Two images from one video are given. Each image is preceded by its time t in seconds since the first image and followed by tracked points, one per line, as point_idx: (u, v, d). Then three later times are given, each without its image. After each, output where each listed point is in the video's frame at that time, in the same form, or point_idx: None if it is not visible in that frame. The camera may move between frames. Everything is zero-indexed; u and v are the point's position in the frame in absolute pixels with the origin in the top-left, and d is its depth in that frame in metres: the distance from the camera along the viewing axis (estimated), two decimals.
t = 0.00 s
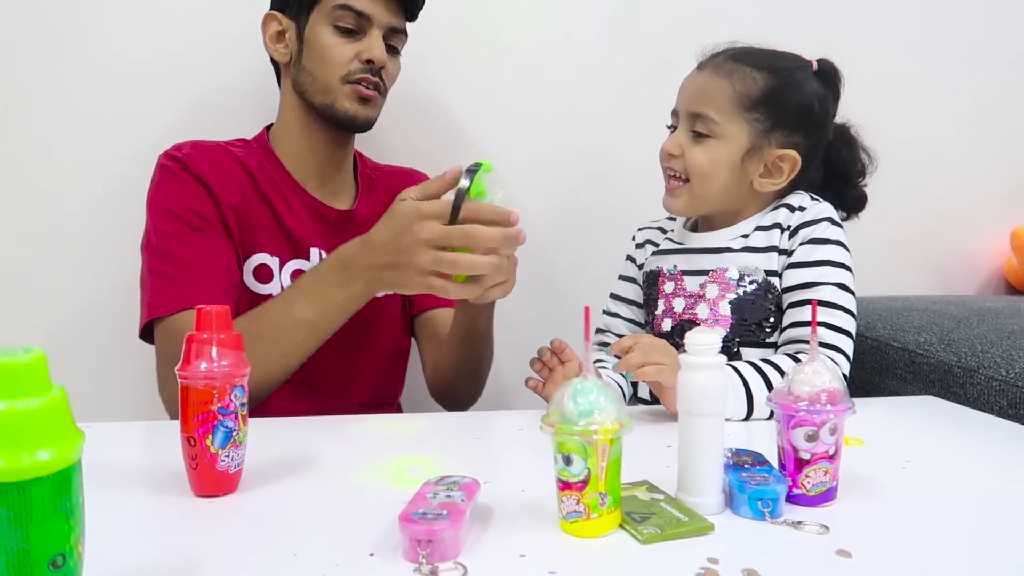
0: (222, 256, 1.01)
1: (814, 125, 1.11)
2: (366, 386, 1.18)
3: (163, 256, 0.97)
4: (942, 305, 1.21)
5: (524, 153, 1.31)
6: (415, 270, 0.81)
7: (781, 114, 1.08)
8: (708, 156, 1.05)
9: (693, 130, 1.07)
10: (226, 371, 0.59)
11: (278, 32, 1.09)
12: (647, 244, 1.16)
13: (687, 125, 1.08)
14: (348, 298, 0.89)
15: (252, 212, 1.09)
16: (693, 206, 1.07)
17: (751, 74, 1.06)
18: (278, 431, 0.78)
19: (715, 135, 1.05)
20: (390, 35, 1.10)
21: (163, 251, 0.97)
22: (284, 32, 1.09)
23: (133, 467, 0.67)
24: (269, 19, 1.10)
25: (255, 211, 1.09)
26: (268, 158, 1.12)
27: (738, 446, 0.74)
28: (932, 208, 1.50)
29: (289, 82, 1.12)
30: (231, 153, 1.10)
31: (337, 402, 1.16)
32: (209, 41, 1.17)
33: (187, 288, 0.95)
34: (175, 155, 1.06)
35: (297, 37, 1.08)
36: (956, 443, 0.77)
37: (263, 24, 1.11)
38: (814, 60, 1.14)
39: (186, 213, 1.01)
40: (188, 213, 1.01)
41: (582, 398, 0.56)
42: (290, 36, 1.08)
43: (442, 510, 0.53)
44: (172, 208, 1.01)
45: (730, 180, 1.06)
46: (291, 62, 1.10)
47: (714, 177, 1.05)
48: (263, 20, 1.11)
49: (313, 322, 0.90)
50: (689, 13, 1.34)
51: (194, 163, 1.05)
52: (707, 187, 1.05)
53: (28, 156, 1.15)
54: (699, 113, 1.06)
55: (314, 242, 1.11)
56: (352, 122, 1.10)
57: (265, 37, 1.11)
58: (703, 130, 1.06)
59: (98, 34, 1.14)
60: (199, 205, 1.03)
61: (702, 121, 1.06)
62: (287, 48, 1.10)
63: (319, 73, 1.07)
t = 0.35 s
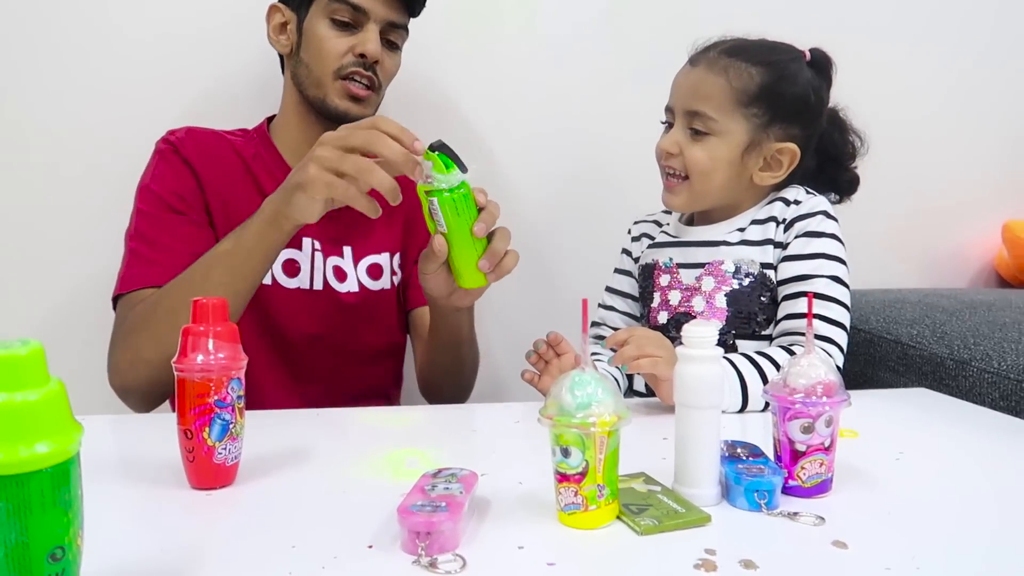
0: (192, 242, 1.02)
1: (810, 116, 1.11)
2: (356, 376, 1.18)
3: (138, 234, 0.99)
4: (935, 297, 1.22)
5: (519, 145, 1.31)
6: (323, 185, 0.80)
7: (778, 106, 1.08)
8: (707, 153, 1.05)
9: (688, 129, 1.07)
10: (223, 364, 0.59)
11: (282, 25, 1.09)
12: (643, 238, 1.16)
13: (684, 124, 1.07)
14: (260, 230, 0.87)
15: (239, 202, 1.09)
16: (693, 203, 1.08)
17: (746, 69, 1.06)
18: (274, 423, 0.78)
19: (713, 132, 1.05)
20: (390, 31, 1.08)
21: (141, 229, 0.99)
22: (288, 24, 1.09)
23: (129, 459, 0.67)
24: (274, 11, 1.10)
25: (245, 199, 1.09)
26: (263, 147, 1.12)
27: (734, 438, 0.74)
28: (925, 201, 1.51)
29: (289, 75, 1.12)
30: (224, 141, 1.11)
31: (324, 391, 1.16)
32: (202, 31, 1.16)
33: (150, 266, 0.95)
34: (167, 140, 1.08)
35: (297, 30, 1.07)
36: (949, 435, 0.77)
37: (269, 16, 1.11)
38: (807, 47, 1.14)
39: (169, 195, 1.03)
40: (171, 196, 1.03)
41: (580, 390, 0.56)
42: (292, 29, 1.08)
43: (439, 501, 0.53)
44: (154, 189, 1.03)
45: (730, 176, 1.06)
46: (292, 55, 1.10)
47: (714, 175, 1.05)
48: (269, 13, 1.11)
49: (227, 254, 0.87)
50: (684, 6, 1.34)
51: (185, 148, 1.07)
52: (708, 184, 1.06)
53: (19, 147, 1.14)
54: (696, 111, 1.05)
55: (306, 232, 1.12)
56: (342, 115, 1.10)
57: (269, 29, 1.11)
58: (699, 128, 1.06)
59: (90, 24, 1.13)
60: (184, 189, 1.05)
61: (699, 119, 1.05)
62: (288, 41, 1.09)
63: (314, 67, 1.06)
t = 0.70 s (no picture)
0: (195, 235, 1.01)
1: (809, 111, 1.11)
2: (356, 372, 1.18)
3: (142, 226, 0.99)
4: (933, 293, 1.22)
5: (520, 141, 1.31)
6: (323, 156, 0.80)
7: (776, 100, 1.08)
8: (706, 147, 1.05)
9: (687, 123, 1.07)
10: (227, 359, 0.59)
11: (283, 20, 1.09)
12: (643, 234, 1.16)
13: (682, 117, 1.07)
14: (266, 220, 0.87)
15: (243, 197, 1.09)
16: (694, 197, 1.07)
17: (744, 63, 1.06)
18: (276, 419, 0.78)
19: (712, 126, 1.05)
20: (391, 26, 1.08)
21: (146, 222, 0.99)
22: (289, 19, 1.09)
23: (133, 455, 0.67)
24: (275, 5, 1.09)
25: (247, 193, 1.09)
26: (266, 142, 1.12)
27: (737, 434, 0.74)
28: (923, 197, 1.51)
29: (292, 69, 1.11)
30: (229, 135, 1.11)
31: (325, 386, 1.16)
32: (202, 25, 1.15)
33: (154, 259, 0.96)
34: (171, 134, 1.08)
35: (299, 25, 1.07)
36: (949, 430, 0.78)
37: (271, 10, 1.10)
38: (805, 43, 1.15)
39: (173, 187, 1.03)
40: (176, 189, 1.03)
41: (585, 386, 0.56)
42: (294, 24, 1.08)
43: (445, 497, 0.53)
44: (159, 182, 1.03)
45: (729, 170, 1.06)
46: (294, 50, 1.09)
47: (713, 168, 1.05)
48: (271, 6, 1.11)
49: (233, 247, 0.87)
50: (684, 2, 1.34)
51: (189, 142, 1.07)
52: (707, 177, 1.06)
53: (18, 142, 1.13)
54: (694, 105, 1.06)
55: (309, 228, 1.12)
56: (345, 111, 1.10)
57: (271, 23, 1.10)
58: (698, 121, 1.06)
59: (88, 17, 1.12)
60: (188, 182, 1.05)
61: (698, 113, 1.06)
62: (291, 36, 1.09)
63: (315, 63, 1.06)
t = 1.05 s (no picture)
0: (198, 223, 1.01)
1: (794, 105, 1.12)
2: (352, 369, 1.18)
3: (145, 210, 0.98)
4: (927, 291, 1.23)
5: (514, 140, 1.31)
6: (332, 148, 0.78)
7: (763, 94, 1.08)
8: (697, 140, 1.05)
9: (679, 116, 1.07)
10: (221, 359, 0.59)
11: (276, 19, 1.09)
12: (632, 232, 1.17)
13: (672, 111, 1.07)
14: (263, 179, 0.84)
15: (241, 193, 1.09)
16: (684, 191, 1.07)
17: (731, 57, 1.07)
18: (271, 418, 0.78)
19: (702, 119, 1.05)
20: (385, 26, 1.08)
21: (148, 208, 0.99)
22: (282, 19, 1.09)
23: (128, 455, 0.67)
24: (268, 4, 1.09)
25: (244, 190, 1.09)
26: (264, 139, 1.12)
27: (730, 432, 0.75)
28: (917, 195, 1.52)
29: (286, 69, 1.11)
30: (227, 133, 1.11)
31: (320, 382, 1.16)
32: (196, 24, 1.15)
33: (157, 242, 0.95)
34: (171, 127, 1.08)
35: (293, 25, 1.07)
36: (941, 427, 0.78)
37: (264, 9, 1.10)
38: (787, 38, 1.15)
39: (174, 177, 1.03)
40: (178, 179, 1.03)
41: (577, 384, 0.56)
42: (288, 24, 1.08)
43: (439, 495, 0.53)
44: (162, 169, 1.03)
45: (720, 164, 1.07)
46: (289, 50, 1.09)
47: (703, 161, 1.05)
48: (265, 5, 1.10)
49: (229, 210, 0.84)
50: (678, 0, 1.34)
51: (189, 136, 1.08)
52: (697, 171, 1.06)
53: (12, 142, 1.13)
54: (683, 99, 1.06)
55: (306, 226, 1.12)
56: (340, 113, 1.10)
57: (265, 22, 1.10)
58: (690, 114, 1.05)
59: (81, 17, 1.12)
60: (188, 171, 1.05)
61: (688, 107, 1.06)
62: (285, 36, 1.09)
63: (309, 64, 1.07)
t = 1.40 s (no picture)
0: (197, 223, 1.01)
1: (779, 100, 1.13)
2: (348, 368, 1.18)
3: (144, 210, 0.98)
4: (920, 288, 1.23)
5: (508, 138, 1.31)
6: (342, 216, 0.72)
7: (749, 92, 1.09)
8: (687, 143, 1.05)
9: (667, 120, 1.06)
10: (210, 358, 0.59)
11: (265, 19, 1.08)
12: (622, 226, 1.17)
13: (660, 115, 1.07)
14: (269, 222, 0.79)
15: (238, 192, 1.09)
16: (676, 194, 1.07)
17: (713, 58, 1.07)
18: (262, 417, 0.78)
19: (691, 121, 1.05)
20: (379, 19, 1.08)
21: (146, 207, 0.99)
22: (270, 17, 1.08)
23: (119, 454, 0.67)
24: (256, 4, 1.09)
25: (240, 188, 1.09)
26: (258, 138, 1.13)
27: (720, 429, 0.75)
28: (911, 193, 1.52)
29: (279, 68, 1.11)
30: (222, 130, 1.11)
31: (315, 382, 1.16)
32: (189, 23, 1.15)
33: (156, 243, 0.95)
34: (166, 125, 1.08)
35: (285, 24, 1.07)
36: (931, 424, 0.79)
37: (251, 10, 1.10)
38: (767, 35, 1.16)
39: (171, 176, 1.03)
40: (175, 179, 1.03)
41: (566, 382, 0.56)
42: (277, 23, 1.08)
43: (427, 493, 0.54)
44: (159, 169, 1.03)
45: (711, 165, 1.07)
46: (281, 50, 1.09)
47: (694, 163, 1.05)
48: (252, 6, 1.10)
49: (232, 247, 0.81)
50: None
51: (184, 134, 1.07)
52: (689, 173, 1.06)
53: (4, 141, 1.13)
54: (672, 103, 1.05)
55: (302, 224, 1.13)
56: (339, 110, 1.10)
57: (253, 23, 1.10)
58: (677, 117, 1.05)
59: (73, 16, 1.12)
60: (185, 170, 1.05)
61: (676, 110, 1.05)
62: (276, 35, 1.08)
63: (306, 61, 1.06)
